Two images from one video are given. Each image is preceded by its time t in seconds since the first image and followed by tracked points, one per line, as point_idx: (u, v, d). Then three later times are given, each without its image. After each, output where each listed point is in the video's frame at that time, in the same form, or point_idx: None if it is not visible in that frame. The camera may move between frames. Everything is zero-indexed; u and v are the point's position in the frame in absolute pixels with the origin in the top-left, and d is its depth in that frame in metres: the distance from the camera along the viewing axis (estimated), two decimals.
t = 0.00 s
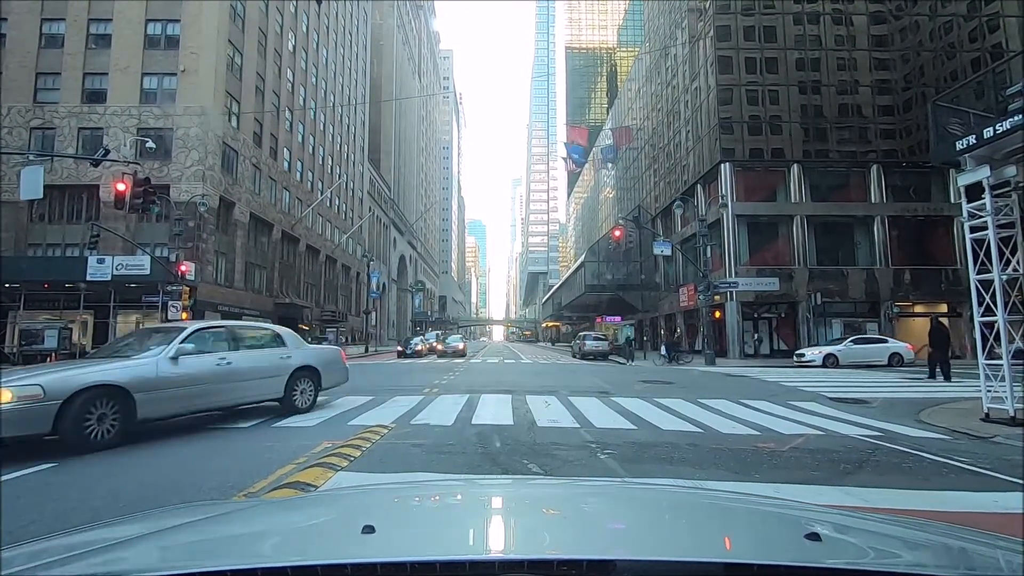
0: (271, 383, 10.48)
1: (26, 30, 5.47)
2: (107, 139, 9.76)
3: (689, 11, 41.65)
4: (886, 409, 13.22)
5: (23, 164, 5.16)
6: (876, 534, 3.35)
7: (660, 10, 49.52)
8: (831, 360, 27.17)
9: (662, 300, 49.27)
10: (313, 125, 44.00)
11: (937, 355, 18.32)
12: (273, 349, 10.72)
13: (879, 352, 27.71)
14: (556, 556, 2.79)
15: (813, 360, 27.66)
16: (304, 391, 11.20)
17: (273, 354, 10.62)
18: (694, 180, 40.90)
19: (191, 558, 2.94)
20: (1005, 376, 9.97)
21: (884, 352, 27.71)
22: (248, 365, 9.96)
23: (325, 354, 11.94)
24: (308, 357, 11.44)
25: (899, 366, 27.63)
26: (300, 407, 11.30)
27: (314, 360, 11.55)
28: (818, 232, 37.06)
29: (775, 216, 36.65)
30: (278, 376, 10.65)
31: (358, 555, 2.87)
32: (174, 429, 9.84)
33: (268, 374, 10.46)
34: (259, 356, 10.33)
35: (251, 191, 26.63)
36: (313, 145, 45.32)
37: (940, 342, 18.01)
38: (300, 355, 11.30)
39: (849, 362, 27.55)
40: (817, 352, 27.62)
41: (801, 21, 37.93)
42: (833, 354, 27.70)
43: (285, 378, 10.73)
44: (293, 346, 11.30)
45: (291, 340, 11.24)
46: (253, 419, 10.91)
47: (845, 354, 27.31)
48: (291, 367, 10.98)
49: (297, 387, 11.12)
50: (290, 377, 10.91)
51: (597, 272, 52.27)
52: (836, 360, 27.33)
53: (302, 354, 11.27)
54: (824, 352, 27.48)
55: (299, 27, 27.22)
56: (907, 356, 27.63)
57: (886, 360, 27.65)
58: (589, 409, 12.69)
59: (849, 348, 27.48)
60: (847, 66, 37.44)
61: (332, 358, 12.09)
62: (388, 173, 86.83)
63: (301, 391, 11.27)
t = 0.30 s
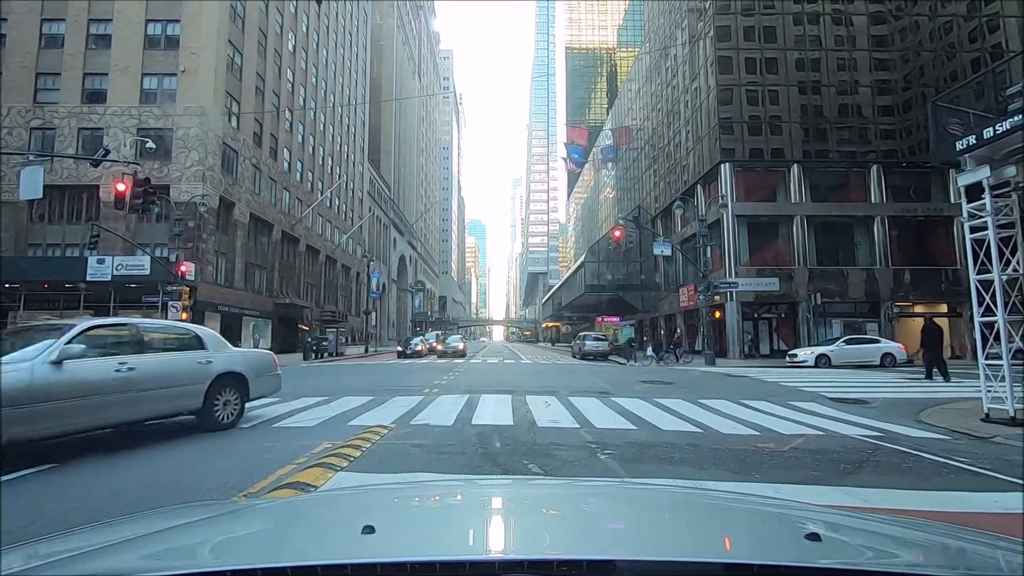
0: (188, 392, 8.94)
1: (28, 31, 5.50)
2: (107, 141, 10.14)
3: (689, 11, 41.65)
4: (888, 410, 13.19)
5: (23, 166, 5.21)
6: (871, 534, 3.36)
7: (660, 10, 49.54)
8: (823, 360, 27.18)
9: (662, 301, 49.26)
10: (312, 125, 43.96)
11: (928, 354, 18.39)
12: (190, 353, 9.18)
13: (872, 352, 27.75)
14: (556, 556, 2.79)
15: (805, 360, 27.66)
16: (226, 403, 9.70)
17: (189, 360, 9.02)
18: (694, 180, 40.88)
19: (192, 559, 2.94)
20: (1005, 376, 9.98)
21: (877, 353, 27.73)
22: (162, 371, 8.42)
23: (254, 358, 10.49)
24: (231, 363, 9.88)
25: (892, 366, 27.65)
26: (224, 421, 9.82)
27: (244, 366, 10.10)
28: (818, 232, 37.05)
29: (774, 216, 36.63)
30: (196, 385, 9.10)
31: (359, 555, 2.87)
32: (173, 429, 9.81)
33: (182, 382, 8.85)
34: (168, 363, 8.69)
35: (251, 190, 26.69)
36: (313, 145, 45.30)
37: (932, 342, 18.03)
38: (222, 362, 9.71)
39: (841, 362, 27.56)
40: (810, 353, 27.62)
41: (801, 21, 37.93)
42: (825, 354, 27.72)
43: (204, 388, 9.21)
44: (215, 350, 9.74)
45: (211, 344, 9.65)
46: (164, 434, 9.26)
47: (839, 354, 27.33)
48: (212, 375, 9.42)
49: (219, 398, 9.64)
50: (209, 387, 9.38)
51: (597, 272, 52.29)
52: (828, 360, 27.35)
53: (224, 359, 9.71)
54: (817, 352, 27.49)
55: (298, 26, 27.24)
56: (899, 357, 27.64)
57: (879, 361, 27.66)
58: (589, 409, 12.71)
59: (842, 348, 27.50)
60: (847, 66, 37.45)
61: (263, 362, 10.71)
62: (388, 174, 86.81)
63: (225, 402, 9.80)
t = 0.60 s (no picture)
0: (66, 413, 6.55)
1: (27, 30, 5.49)
2: (104, 139, 13.34)
3: (689, 12, 41.63)
4: (889, 410, 13.17)
5: (24, 165, 5.22)
6: (871, 534, 3.36)
7: (660, 10, 49.58)
8: (815, 360, 27.15)
9: (661, 300, 49.28)
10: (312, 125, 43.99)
11: (923, 353, 18.42)
12: (67, 358, 6.72)
13: (864, 351, 27.68)
14: (556, 556, 2.80)
15: (798, 360, 27.62)
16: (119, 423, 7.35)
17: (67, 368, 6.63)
18: (694, 180, 40.91)
19: (192, 560, 2.93)
20: (1005, 376, 9.97)
21: (869, 352, 27.64)
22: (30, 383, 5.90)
23: (160, 364, 8.08)
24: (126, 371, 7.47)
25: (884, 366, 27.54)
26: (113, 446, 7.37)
27: (144, 376, 7.71)
28: (818, 232, 37.05)
29: (774, 216, 36.62)
30: (77, 402, 6.76)
31: (359, 555, 2.86)
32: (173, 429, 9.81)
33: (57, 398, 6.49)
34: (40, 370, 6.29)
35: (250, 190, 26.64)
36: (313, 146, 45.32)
37: (931, 342, 18.02)
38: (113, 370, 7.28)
39: (833, 362, 27.57)
40: (802, 353, 27.52)
41: (801, 21, 37.96)
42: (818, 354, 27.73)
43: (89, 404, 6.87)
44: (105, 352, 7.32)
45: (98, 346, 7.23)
46: (11, 461, 6.66)
47: (831, 354, 27.37)
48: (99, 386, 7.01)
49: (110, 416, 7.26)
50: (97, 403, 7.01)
51: (597, 272, 52.30)
52: (821, 360, 27.34)
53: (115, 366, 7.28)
54: (809, 352, 27.52)
55: (298, 26, 27.26)
56: (892, 357, 27.47)
57: (871, 360, 27.54)
58: (590, 409, 12.72)
59: (835, 348, 27.50)
60: (847, 66, 37.48)
61: (172, 371, 8.28)
62: (388, 174, 86.82)
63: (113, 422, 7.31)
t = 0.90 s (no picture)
0: None
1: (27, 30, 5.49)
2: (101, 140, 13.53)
3: (689, 12, 41.63)
4: (890, 411, 13.13)
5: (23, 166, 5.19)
6: (871, 534, 3.35)
7: (660, 10, 49.57)
8: (809, 360, 27.20)
9: (661, 300, 49.29)
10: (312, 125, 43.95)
11: (923, 353, 18.39)
12: None
13: (857, 351, 27.67)
14: (556, 556, 2.80)
15: (791, 360, 27.65)
16: None
17: None
18: (694, 180, 40.92)
19: (192, 560, 2.93)
20: (1005, 376, 9.96)
21: (862, 352, 27.56)
22: None
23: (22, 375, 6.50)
24: None
25: (877, 366, 27.34)
26: None
27: None
28: (818, 232, 37.04)
29: (774, 216, 36.60)
30: None
31: (360, 555, 2.87)
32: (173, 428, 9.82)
33: None
34: None
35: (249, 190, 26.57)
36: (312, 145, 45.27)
37: (931, 342, 18.01)
38: None
39: (826, 362, 27.63)
40: (795, 353, 27.61)
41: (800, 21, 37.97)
42: (811, 354, 27.76)
43: None
44: None
45: None
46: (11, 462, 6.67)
47: (824, 354, 27.36)
48: None
49: None
50: None
51: (597, 272, 52.29)
52: (814, 360, 27.38)
53: None
54: (802, 352, 27.59)
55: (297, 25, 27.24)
56: (885, 357, 27.27)
57: (863, 360, 27.43)
58: (591, 409, 12.71)
59: (828, 348, 27.56)
60: (847, 66, 37.47)
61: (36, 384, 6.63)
62: (388, 174, 86.79)
63: None
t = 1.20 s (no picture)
0: None
1: (27, 29, 5.49)
2: (106, 141, 12.80)
3: (690, 11, 41.63)
4: (889, 411, 13.13)
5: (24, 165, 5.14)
6: (873, 534, 3.35)
7: (660, 11, 49.57)
8: (803, 360, 27.25)
9: (661, 300, 49.30)
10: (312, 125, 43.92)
11: (924, 353, 18.39)
12: None
13: (852, 351, 27.64)
14: (556, 556, 2.80)
15: (786, 360, 27.66)
16: None
17: None
18: (694, 180, 40.93)
19: (190, 560, 2.92)
20: (1005, 376, 9.97)
21: (857, 352, 27.52)
22: None
23: None
24: None
25: (871, 367, 27.29)
26: None
27: None
28: (818, 233, 37.03)
29: (774, 216, 36.57)
30: None
31: (360, 556, 2.86)
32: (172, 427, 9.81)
33: None
34: None
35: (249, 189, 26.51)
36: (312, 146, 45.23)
37: (931, 342, 18.00)
38: None
39: (822, 362, 27.63)
40: (790, 353, 27.63)
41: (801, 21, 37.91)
42: (806, 354, 27.77)
43: None
44: None
45: None
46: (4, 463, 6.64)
47: (820, 354, 27.36)
48: None
49: None
50: None
51: (596, 272, 52.29)
52: (809, 360, 27.38)
53: None
54: (797, 352, 27.60)
55: (298, 25, 27.22)
56: (880, 357, 27.22)
57: (859, 361, 27.41)
58: (591, 409, 12.71)
59: (823, 348, 27.54)
60: (847, 66, 37.46)
61: None
62: (388, 174, 86.73)
63: None
